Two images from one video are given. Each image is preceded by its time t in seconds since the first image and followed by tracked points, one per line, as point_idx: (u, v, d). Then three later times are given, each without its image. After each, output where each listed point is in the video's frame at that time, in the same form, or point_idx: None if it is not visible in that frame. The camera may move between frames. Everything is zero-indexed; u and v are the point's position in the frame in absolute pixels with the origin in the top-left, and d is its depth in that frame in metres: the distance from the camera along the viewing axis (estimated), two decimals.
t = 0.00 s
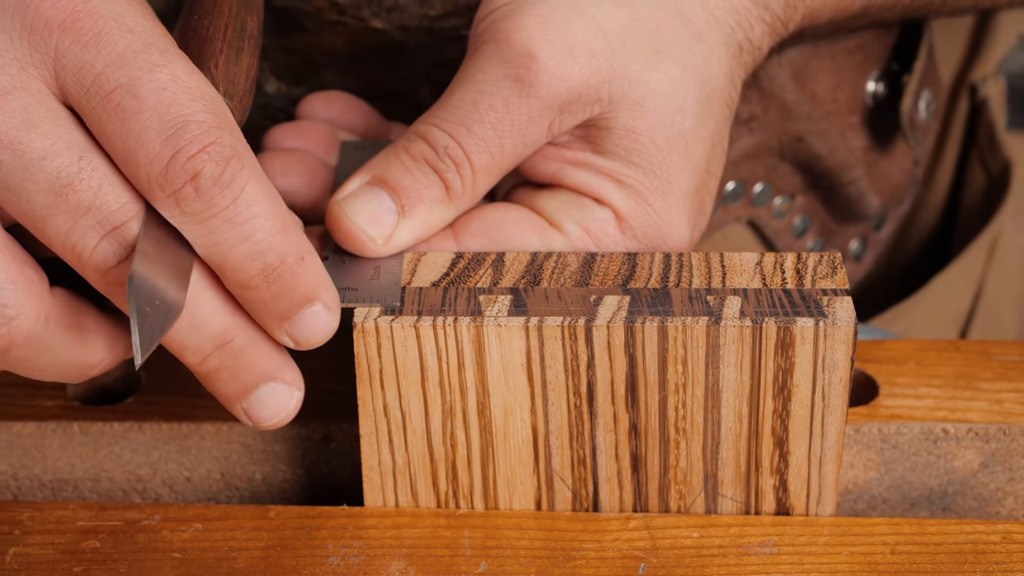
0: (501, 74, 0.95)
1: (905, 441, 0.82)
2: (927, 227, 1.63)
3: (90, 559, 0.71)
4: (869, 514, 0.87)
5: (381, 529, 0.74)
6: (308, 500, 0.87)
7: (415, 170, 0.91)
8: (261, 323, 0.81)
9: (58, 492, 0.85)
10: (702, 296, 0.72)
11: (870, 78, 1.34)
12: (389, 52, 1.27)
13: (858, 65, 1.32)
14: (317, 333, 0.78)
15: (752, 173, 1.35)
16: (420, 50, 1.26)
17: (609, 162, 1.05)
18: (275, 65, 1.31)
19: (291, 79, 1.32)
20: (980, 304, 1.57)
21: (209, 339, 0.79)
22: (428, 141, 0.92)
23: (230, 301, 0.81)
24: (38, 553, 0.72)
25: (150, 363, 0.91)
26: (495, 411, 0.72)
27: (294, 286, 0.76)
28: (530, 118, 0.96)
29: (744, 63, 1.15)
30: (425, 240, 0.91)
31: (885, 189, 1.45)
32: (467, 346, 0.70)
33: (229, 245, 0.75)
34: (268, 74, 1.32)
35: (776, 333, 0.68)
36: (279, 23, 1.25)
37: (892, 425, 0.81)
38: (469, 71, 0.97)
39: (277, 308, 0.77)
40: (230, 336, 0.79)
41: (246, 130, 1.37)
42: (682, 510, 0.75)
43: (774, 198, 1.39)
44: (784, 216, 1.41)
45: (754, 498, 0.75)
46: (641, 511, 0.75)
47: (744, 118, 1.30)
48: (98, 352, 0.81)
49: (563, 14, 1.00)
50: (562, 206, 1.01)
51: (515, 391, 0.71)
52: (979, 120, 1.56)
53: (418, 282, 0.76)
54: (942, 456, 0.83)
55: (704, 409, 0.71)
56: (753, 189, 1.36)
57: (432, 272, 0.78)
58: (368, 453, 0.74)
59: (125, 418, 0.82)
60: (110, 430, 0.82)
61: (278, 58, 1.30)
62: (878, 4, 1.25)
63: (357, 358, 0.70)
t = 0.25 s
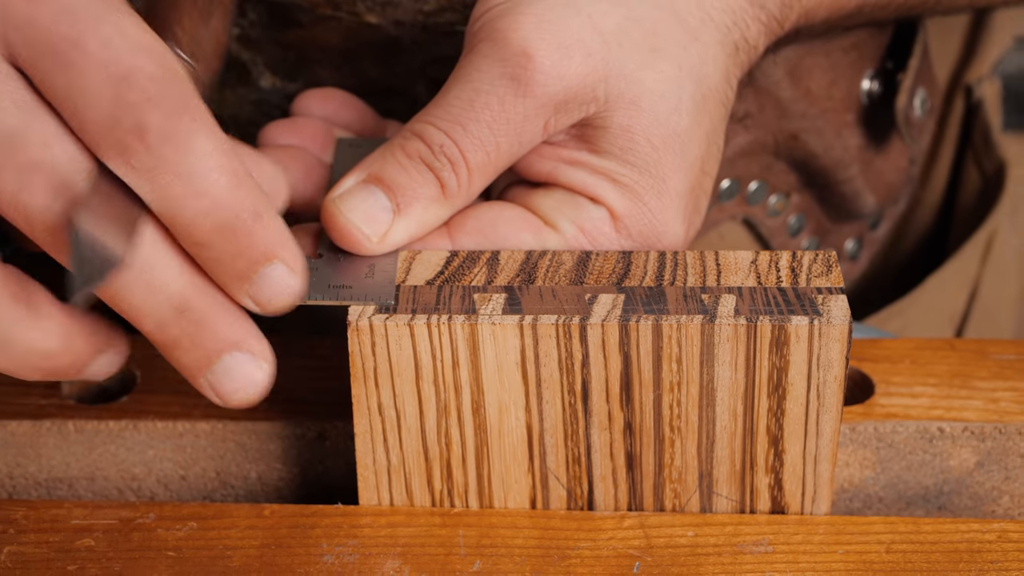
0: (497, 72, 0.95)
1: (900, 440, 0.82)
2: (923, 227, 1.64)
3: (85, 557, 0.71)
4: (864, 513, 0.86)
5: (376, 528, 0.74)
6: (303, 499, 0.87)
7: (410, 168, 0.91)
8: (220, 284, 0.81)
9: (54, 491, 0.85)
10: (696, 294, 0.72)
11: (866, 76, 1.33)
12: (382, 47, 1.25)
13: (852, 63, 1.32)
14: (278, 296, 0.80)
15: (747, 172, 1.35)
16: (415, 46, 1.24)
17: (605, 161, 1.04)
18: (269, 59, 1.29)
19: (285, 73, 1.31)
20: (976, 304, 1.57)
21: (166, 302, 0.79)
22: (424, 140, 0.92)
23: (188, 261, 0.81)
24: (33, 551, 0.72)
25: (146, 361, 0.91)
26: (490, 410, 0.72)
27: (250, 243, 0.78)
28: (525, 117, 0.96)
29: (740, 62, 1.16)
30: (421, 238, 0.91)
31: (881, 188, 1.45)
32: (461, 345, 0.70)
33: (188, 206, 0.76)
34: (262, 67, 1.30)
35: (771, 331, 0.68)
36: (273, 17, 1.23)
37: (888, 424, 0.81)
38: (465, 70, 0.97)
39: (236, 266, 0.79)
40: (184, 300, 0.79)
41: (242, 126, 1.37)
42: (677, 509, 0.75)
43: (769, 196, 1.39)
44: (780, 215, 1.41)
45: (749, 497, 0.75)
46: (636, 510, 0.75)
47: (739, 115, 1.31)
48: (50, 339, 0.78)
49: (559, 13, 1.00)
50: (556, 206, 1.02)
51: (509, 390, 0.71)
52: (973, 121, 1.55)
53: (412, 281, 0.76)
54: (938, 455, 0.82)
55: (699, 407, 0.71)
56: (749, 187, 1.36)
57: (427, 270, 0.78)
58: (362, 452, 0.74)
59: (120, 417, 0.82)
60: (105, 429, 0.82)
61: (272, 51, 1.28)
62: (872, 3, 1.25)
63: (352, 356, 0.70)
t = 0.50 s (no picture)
0: (499, 74, 0.96)
1: (901, 441, 0.82)
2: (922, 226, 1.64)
3: (87, 558, 0.71)
4: (865, 514, 0.87)
5: (378, 528, 0.74)
6: (305, 499, 0.87)
7: (412, 170, 0.91)
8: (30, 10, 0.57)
9: (55, 491, 0.86)
10: (698, 296, 0.72)
11: (861, 76, 1.34)
12: (382, 44, 1.23)
13: (849, 62, 1.32)
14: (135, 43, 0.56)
15: (746, 171, 1.36)
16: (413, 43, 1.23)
17: (606, 162, 1.05)
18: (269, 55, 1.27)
19: (284, 70, 1.28)
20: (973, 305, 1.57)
21: None
22: (426, 141, 0.92)
23: None
24: (35, 552, 0.72)
25: (148, 361, 0.91)
26: (492, 410, 0.72)
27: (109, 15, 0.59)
28: (527, 118, 0.96)
29: (740, 65, 1.16)
30: (422, 240, 0.91)
31: (878, 188, 1.45)
32: (463, 346, 0.70)
33: (57, 24, 0.55)
34: (262, 64, 1.27)
35: (772, 332, 0.68)
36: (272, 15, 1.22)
37: (889, 425, 0.81)
38: (467, 71, 0.97)
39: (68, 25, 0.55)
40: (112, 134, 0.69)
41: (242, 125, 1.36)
42: (679, 509, 0.76)
43: (766, 196, 1.39)
44: (775, 214, 1.41)
45: (750, 498, 0.75)
46: (638, 510, 0.75)
47: (736, 114, 1.31)
48: None
49: (560, 15, 1.00)
50: (557, 207, 1.01)
51: (511, 391, 0.71)
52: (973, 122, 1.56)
53: (414, 281, 0.76)
54: (939, 456, 0.83)
55: (701, 408, 0.71)
56: (745, 186, 1.36)
57: (429, 271, 0.78)
58: (364, 452, 0.74)
59: (122, 417, 0.82)
60: (107, 429, 0.82)
61: (272, 48, 1.26)
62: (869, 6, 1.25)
63: (353, 357, 0.70)
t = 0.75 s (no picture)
0: (503, 75, 0.95)
1: (903, 442, 0.82)
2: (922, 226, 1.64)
3: (86, 558, 0.71)
4: (867, 515, 0.87)
5: (378, 529, 0.74)
6: (305, 499, 0.87)
7: (415, 170, 0.91)
8: None
9: (56, 491, 0.85)
10: (699, 296, 0.72)
11: (864, 77, 1.33)
12: (386, 44, 1.23)
13: (852, 63, 1.32)
14: None
15: (746, 171, 1.36)
16: (417, 42, 1.23)
17: (609, 164, 1.04)
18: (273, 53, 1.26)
19: (288, 68, 1.28)
20: (975, 305, 1.59)
21: None
22: (429, 141, 0.92)
23: None
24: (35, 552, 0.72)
25: (149, 360, 0.91)
26: (492, 411, 0.72)
27: None
28: (531, 119, 0.96)
29: (744, 69, 1.16)
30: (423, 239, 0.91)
31: (880, 189, 1.44)
32: (463, 346, 0.70)
33: None
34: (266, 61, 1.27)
35: (774, 333, 0.68)
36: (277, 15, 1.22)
37: (891, 425, 0.81)
38: (471, 71, 0.96)
39: None
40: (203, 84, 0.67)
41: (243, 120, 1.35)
42: (679, 509, 0.75)
43: (769, 196, 1.39)
44: (778, 215, 1.41)
45: (751, 498, 0.75)
46: (639, 511, 0.75)
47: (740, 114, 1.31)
48: None
49: (565, 16, 1.00)
50: (558, 209, 1.01)
51: (512, 391, 0.71)
52: (974, 123, 1.54)
53: (414, 282, 0.76)
54: (941, 456, 0.82)
55: (702, 409, 0.71)
56: (749, 187, 1.37)
57: (429, 271, 0.78)
58: (364, 453, 0.74)
59: (122, 417, 0.82)
60: (107, 429, 0.82)
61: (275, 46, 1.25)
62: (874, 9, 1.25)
63: (354, 357, 0.70)
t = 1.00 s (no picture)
0: (503, 74, 0.95)
1: (903, 441, 0.82)
2: (923, 227, 1.63)
3: (84, 558, 0.71)
4: (867, 515, 0.86)
5: (377, 529, 0.73)
6: (304, 500, 0.87)
7: (414, 169, 0.91)
8: None
9: (54, 491, 0.85)
10: (698, 295, 0.72)
11: (864, 75, 1.33)
12: (386, 39, 1.22)
13: (851, 62, 1.32)
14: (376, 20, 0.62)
15: (746, 170, 1.36)
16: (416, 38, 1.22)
17: (608, 164, 1.04)
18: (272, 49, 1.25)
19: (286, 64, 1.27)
20: (974, 304, 1.59)
21: None
22: (428, 140, 0.92)
23: None
24: (33, 551, 0.72)
25: (148, 360, 0.91)
26: (491, 411, 0.72)
27: None
28: (530, 118, 0.96)
29: (743, 69, 1.16)
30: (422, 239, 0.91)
31: (880, 189, 1.44)
32: (462, 346, 0.69)
33: None
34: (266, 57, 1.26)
35: (773, 332, 0.68)
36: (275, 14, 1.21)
37: (890, 425, 0.81)
38: (471, 70, 0.96)
39: None
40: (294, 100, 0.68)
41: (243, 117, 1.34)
42: (679, 510, 0.75)
43: (769, 194, 1.38)
44: (778, 213, 1.40)
45: (751, 498, 0.74)
46: (638, 511, 0.75)
47: (740, 113, 1.31)
48: None
49: (564, 16, 1.00)
50: (557, 209, 1.01)
51: (510, 390, 0.71)
52: (974, 124, 1.54)
53: (413, 281, 0.76)
54: (940, 456, 0.82)
55: (701, 409, 0.71)
56: (748, 185, 1.37)
57: (428, 271, 0.78)
58: (363, 453, 0.74)
59: (120, 417, 0.82)
60: (106, 429, 0.82)
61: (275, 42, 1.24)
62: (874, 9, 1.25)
63: (352, 357, 0.70)
